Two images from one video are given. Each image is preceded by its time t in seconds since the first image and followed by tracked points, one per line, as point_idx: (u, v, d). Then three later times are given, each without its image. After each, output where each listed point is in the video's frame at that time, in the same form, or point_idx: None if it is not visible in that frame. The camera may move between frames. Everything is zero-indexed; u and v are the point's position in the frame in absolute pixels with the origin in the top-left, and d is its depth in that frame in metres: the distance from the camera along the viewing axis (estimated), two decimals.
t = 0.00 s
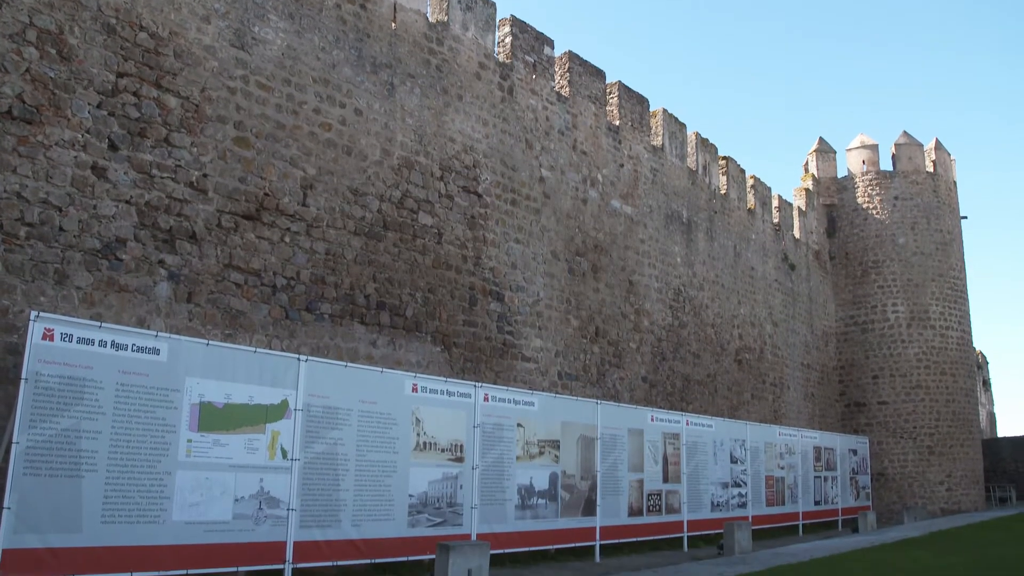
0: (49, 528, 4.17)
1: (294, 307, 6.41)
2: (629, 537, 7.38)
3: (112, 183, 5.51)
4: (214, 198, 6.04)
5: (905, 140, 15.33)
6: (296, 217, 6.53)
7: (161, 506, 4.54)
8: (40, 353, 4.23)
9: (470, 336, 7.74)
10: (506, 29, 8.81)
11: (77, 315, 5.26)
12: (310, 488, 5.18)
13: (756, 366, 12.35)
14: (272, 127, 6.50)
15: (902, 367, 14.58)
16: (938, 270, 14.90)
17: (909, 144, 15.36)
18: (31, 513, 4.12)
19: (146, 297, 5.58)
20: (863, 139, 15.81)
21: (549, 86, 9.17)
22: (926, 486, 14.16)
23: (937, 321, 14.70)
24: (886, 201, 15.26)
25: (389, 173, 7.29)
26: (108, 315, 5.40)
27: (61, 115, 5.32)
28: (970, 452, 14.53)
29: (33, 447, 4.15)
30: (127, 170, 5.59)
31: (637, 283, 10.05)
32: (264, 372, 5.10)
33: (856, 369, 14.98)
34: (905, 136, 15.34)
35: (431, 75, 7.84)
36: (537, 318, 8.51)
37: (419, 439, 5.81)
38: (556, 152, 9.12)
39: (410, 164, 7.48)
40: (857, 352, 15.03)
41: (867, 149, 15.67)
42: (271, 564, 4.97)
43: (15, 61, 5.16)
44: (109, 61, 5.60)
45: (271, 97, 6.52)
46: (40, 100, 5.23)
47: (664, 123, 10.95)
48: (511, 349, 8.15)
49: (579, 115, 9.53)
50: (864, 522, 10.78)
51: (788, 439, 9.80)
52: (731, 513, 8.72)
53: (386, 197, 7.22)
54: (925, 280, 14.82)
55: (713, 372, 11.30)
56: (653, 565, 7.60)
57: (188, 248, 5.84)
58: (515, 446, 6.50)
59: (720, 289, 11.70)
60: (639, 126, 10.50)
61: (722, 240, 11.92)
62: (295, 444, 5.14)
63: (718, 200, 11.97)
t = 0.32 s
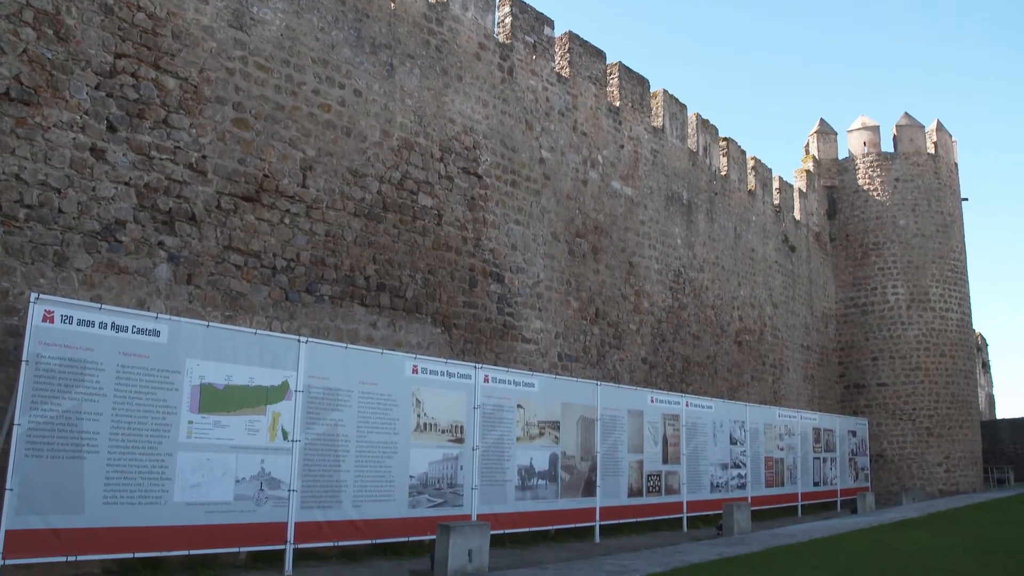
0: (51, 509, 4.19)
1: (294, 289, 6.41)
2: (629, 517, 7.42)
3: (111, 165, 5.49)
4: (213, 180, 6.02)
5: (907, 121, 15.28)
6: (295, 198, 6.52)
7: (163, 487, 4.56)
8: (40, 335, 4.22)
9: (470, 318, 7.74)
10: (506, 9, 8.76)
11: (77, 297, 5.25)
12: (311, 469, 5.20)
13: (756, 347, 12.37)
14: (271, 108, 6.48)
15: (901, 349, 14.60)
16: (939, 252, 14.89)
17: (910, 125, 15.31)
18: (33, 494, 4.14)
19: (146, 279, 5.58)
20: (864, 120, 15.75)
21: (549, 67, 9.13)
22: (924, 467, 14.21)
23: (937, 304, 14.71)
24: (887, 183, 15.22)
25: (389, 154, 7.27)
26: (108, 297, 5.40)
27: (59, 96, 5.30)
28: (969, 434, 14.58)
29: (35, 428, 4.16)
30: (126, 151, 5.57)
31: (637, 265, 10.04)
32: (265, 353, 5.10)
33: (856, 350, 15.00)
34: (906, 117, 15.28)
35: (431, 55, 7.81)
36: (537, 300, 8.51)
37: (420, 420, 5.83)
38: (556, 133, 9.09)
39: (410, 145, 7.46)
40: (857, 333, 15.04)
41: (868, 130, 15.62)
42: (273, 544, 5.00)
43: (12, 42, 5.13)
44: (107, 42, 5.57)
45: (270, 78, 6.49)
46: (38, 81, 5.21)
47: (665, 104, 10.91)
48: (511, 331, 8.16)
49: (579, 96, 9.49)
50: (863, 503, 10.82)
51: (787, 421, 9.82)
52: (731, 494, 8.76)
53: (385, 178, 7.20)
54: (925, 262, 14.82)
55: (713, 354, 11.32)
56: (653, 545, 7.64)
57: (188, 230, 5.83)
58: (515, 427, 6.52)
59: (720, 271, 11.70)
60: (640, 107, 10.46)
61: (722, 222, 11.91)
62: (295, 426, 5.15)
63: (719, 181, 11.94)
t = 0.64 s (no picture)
0: (53, 491, 4.20)
1: (294, 272, 6.41)
2: (629, 499, 7.45)
3: (109, 148, 5.47)
4: (212, 162, 6.01)
5: (908, 104, 15.23)
6: (295, 181, 6.50)
7: (163, 470, 4.57)
8: (42, 319, 4.21)
9: (470, 301, 7.74)
10: None
11: (77, 281, 5.25)
12: (311, 452, 5.21)
13: (756, 330, 12.39)
14: (270, 91, 6.45)
15: (901, 333, 14.61)
16: (939, 236, 14.88)
17: (912, 108, 15.25)
18: (35, 477, 4.15)
19: (146, 262, 5.57)
20: (865, 103, 15.70)
21: (549, 49, 9.09)
22: (923, 450, 14.26)
23: (937, 287, 14.72)
24: (888, 166, 15.19)
25: (389, 136, 7.25)
26: (108, 280, 5.39)
27: (57, 78, 5.27)
28: (968, 417, 14.62)
29: (36, 411, 4.16)
30: (124, 134, 5.55)
31: (637, 248, 10.03)
32: (265, 336, 5.10)
33: (855, 333, 15.01)
34: (907, 100, 15.22)
35: (430, 37, 7.77)
36: (537, 283, 8.51)
37: (420, 403, 5.84)
38: (556, 115, 9.06)
39: (410, 128, 7.44)
40: (857, 316, 15.05)
41: (869, 112, 15.57)
42: (274, 527, 5.02)
43: (9, 24, 5.10)
44: (104, 24, 5.53)
45: (269, 60, 6.46)
46: (35, 63, 5.18)
47: (666, 87, 10.88)
48: (511, 314, 8.16)
49: (579, 78, 9.45)
50: (862, 486, 10.85)
51: (786, 403, 9.83)
52: (730, 476, 8.79)
53: (385, 161, 7.19)
54: (926, 246, 14.81)
55: (713, 337, 11.34)
56: (653, 527, 7.67)
57: (187, 213, 5.83)
58: (515, 410, 6.53)
59: (720, 254, 11.69)
60: (640, 89, 10.42)
61: (722, 205, 11.89)
62: (295, 409, 5.16)
63: (719, 164, 11.91)
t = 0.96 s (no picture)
0: (55, 477, 4.21)
1: (294, 258, 6.40)
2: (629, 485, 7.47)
3: (108, 134, 5.45)
4: (212, 148, 5.99)
5: (909, 90, 15.17)
6: (295, 166, 6.49)
7: (165, 456, 4.58)
8: (42, 306, 4.21)
9: (470, 287, 7.74)
10: None
11: (77, 268, 5.25)
12: (311, 438, 5.22)
13: (756, 316, 12.39)
14: (270, 76, 6.43)
15: (901, 319, 14.62)
16: (939, 222, 14.87)
17: (913, 94, 15.21)
18: (37, 464, 4.16)
19: (146, 248, 5.57)
20: (866, 88, 15.65)
21: (549, 34, 9.05)
22: (922, 436, 14.30)
23: (937, 273, 14.72)
24: (889, 152, 15.16)
25: (389, 122, 7.24)
26: (107, 267, 5.39)
27: (55, 64, 5.25)
28: (967, 403, 14.65)
29: (37, 398, 4.17)
30: (123, 120, 5.53)
31: (637, 234, 10.02)
32: (265, 322, 5.10)
33: (855, 320, 15.01)
34: (908, 85, 15.18)
35: (430, 22, 7.73)
36: (537, 269, 8.50)
37: (420, 388, 5.84)
38: (556, 100, 9.03)
39: (410, 113, 7.42)
40: (857, 303, 15.05)
41: (871, 98, 15.52)
42: (275, 512, 5.03)
43: (7, 10, 5.07)
44: (102, 9, 5.51)
45: (268, 46, 6.44)
46: (33, 49, 5.16)
47: (667, 72, 10.84)
48: (512, 300, 8.16)
49: (580, 64, 9.42)
50: (861, 472, 10.87)
51: (786, 390, 9.85)
52: (730, 462, 8.81)
53: (385, 147, 7.17)
54: (927, 232, 14.80)
55: (712, 323, 11.34)
56: (652, 512, 7.69)
57: (187, 199, 5.82)
58: (515, 396, 6.54)
59: (720, 240, 11.68)
60: (640, 75, 10.38)
61: (723, 191, 11.87)
62: (296, 395, 5.17)
63: (720, 150, 11.88)
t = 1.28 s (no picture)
0: (55, 470, 4.22)
1: (294, 250, 6.40)
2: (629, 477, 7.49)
3: (108, 126, 5.44)
4: (211, 140, 5.99)
5: (910, 82, 15.15)
6: (294, 159, 6.48)
7: (165, 448, 4.59)
8: (42, 298, 4.21)
9: (470, 280, 7.74)
10: None
11: (77, 260, 5.25)
12: (311, 430, 5.23)
13: (756, 309, 12.40)
14: (269, 68, 6.42)
15: (901, 311, 14.63)
16: (939, 215, 14.88)
17: (913, 86, 15.18)
18: (37, 456, 4.16)
19: (145, 240, 5.56)
20: (867, 80, 15.62)
21: (549, 26, 9.02)
22: (922, 428, 14.32)
23: (937, 266, 14.73)
24: (889, 144, 15.14)
25: (388, 114, 7.22)
26: (107, 259, 5.38)
27: (54, 56, 5.24)
28: (967, 395, 14.68)
29: (38, 390, 4.17)
30: (123, 112, 5.52)
31: (637, 226, 10.01)
32: (265, 315, 5.10)
33: (855, 312, 15.01)
34: (909, 78, 15.15)
35: (429, 13, 7.71)
36: (537, 261, 8.50)
37: (420, 380, 5.85)
38: (556, 92, 9.02)
39: (409, 105, 7.41)
40: (856, 295, 15.04)
41: (871, 90, 15.48)
42: (275, 504, 5.04)
43: (5, 2, 5.06)
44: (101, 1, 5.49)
45: (268, 37, 6.43)
46: (31, 41, 5.15)
47: (667, 64, 10.82)
48: (512, 292, 8.16)
49: (580, 55, 9.39)
50: (861, 464, 10.88)
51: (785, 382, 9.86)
52: (730, 454, 8.82)
53: (385, 139, 7.16)
54: (927, 224, 14.81)
55: (712, 315, 11.34)
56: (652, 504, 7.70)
57: (187, 191, 5.81)
58: (515, 388, 6.55)
59: (720, 232, 11.68)
60: (641, 67, 10.36)
61: (723, 183, 11.86)
62: (296, 387, 5.18)
63: (720, 142, 11.87)
